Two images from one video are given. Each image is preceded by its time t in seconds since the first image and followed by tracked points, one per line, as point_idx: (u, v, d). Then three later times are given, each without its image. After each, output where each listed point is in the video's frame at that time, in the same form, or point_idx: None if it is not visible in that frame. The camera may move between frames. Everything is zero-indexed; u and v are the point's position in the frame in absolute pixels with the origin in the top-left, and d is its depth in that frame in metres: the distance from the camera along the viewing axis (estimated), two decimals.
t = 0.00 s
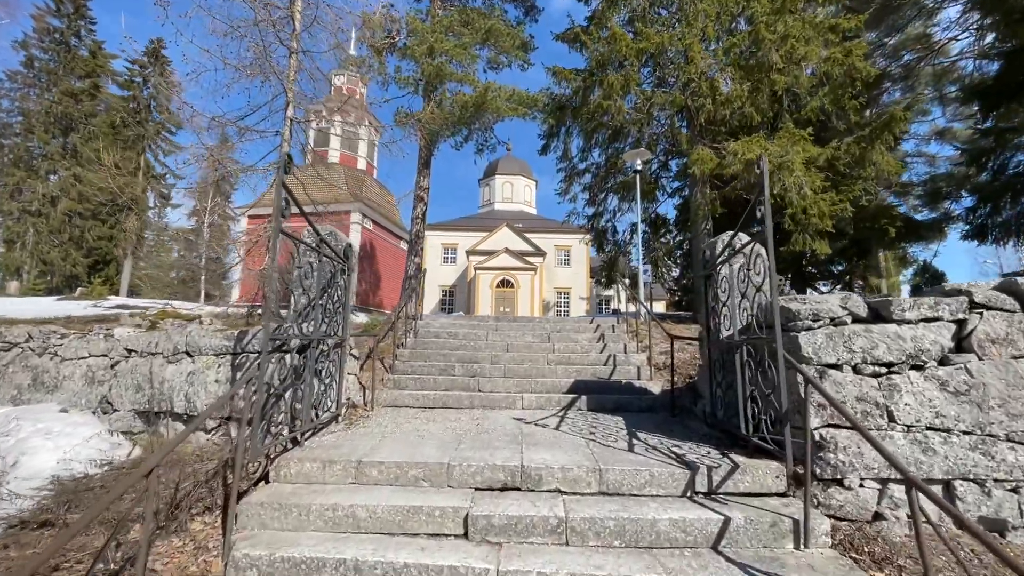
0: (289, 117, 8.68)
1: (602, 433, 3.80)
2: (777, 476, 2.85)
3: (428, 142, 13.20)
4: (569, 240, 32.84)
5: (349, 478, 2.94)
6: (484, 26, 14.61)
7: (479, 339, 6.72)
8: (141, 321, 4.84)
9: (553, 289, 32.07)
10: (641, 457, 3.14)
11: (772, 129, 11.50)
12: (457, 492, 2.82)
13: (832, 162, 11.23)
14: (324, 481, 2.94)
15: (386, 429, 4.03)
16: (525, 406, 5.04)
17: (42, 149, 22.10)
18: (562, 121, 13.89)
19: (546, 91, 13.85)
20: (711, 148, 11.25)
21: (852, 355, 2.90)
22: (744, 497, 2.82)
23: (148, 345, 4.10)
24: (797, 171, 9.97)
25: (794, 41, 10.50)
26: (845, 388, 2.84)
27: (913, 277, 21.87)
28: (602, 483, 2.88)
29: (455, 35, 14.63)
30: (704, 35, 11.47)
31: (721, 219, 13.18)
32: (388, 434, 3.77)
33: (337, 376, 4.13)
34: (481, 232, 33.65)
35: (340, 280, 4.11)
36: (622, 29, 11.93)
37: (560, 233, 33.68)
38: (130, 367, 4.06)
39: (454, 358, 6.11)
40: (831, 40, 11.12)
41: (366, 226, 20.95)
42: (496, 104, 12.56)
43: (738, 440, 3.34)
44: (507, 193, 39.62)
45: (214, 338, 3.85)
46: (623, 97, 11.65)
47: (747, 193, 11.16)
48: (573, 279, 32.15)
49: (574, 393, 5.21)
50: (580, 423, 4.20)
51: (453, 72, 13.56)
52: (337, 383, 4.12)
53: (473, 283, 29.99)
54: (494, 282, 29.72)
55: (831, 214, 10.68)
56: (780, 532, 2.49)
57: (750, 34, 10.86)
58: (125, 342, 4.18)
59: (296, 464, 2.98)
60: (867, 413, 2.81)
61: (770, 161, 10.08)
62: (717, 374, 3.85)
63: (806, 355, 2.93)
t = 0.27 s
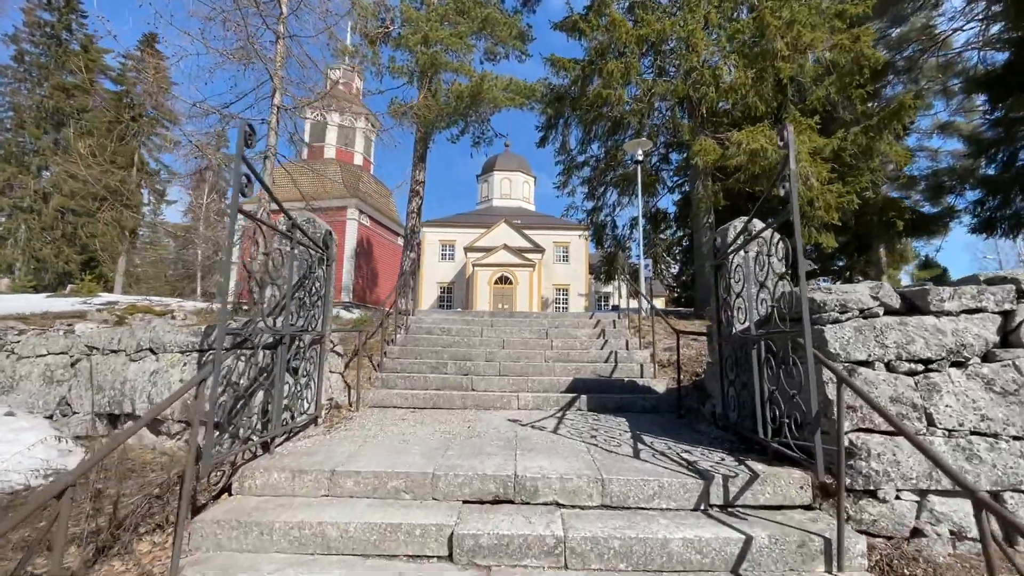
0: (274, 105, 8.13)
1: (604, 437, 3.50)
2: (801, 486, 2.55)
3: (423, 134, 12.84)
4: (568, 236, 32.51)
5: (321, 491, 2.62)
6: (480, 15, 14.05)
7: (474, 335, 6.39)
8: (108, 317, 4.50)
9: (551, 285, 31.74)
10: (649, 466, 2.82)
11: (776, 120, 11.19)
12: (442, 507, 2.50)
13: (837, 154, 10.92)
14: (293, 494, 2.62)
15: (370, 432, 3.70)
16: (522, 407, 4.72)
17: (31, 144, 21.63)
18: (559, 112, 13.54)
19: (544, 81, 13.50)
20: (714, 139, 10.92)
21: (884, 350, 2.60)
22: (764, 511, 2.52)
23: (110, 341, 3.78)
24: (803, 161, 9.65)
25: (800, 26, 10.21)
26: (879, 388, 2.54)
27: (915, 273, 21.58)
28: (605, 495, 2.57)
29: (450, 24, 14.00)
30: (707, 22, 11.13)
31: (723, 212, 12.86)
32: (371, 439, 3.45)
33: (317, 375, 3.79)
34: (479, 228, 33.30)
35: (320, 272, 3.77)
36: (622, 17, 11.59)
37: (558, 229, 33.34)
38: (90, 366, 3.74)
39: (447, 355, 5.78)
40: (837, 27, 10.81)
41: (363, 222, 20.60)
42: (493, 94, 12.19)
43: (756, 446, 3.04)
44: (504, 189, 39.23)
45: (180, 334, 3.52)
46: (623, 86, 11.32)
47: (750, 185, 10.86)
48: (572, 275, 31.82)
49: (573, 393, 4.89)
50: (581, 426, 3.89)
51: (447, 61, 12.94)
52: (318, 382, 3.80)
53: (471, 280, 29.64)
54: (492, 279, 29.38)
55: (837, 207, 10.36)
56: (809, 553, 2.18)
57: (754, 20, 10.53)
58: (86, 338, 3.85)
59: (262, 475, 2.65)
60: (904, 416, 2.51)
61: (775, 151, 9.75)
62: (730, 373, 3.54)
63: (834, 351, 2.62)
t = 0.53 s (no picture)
0: (261, 95, 7.76)
1: (605, 450, 3.18)
2: (830, 514, 2.23)
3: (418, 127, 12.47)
4: (567, 233, 32.14)
5: (281, 520, 2.30)
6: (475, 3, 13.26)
7: (468, 335, 6.05)
8: (69, 319, 4.19)
9: (550, 283, 31.39)
10: (656, 489, 2.49)
11: (780, 112, 10.84)
12: (419, 539, 2.18)
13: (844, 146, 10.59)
14: (250, 523, 2.30)
15: (348, 445, 3.36)
16: (516, 414, 4.40)
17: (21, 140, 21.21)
18: (558, 104, 13.17)
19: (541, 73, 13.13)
20: (717, 131, 10.58)
21: (925, 358, 2.28)
22: (787, 542, 2.20)
23: (63, 346, 3.45)
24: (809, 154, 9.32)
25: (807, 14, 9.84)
26: (921, 402, 2.22)
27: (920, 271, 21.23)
28: (606, 523, 2.25)
29: (445, 14, 13.29)
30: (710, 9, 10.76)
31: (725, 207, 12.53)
32: (348, 453, 3.13)
33: (291, 382, 3.46)
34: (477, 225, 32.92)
35: (293, 269, 3.43)
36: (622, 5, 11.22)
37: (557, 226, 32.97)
38: (41, 374, 3.44)
39: (437, 357, 5.45)
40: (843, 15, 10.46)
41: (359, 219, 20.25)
42: (489, 86, 11.71)
43: (775, 464, 2.71)
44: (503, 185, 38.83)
45: (136, 339, 3.19)
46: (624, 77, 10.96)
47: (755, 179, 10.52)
48: (571, 273, 31.47)
49: (571, 399, 4.57)
50: (579, 437, 3.57)
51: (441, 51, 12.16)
52: (291, 391, 3.46)
53: (468, 277, 29.30)
54: (490, 276, 29.04)
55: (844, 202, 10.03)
56: None
57: (759, 8, 10.16)
58: (38, 343, 3.54)
59: (215, 501, 2.32)
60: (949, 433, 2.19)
61: (780, 143, 9.41)
62: (743, 380, 3.21)
63: (868, 360, 2.30)
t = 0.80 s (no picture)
0: (250, 83, 7.46)
1: (611, 461, 2.91)
2: (869, 538, 1.97)
3: (414, 119, 12.14)
4: (566, 229, 31.84)
5: (248, 547, 2.03)
6: None
7: (464, 333, 5.76)
8: (34, 318, 3.91)
9: (548, 280, 31.11)
10: (670, 507, 2.22)
11: (785, 104, 10.60)
12: (403, 569, 1.92)
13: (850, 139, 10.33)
14: (210, 549, 2.03)
15: (330, 455, 3.08)
16: (514, 418, 4.14)
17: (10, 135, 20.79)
18: (557, 96, 12.84)
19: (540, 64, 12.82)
20: (721, 123, 10.30)
21: (977, 363, 2.02)
22: (822, 572, 1.94)
23: (19, 347, 3.17)
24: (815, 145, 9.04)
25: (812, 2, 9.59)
26: (975, 412, 1.94)
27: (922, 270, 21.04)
28: (615, 550, 1.98)
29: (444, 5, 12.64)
30: None
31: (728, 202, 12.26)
32: (329, 464, 2.86)
33: (269, 385, 3.16)
34: (475, 222, 32.62)
35: (270, 263, 3.14)
36: None
37: (556, 223, 32.64)
38: None
39: (432, 357, 5.18)
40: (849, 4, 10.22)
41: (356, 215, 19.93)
42: (487, 76, 11.32)
43: (803, 478, 2.46)
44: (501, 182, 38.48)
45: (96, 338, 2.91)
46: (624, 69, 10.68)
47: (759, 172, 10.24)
48: (570, 270, 31.19)
49: (573, 401, 4.31)
50: (582, 444, 3.30)
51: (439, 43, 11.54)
52: (269, 395, 3.18)
53: (467, 274, 29.03)
54: (489, 273, 28.77)
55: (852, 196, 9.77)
56: None
57: None
58: None
59: (172, 524, 2.05)
60: (1005, 448, 1.92)
61: (786, 135, 9.13)
62: (762, 384, 2.94)
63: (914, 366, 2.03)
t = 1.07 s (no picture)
0: (239, 70, 7.25)
1: (622, 471, 2.66)
2: (922, 565, 1.74)
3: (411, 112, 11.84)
4: (565, 226, 31.57)
5: None
6: None
7: (462, 331, 5.50)
8: None
9: (547, 277, 30.84)
10: (693, 526, 1.98)
11: (791, 96, 10.34)
12: None
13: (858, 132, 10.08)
14: None
15: (316, 464, 2.81)
16: (515, 421, 3.89)
17: None
18: (557, 88, 12.53)
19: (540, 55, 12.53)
20: (726, 115, 10.03)
21: None
22: None
23: None
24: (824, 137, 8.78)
25: None
26: None
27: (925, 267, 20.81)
28: None
29: None
30: None
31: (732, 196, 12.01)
32: (314, 474, 2.60)
33: (249, 388, 2.90)
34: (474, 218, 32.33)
35: (249, 254, 2.86)
36: None
37: (555, 219, 32.36)
38: None
39: (428, 355, 4.93)
40: None
41: (354, 211, 19.64)
42: (486, 67, 10.92)
43: (837, 491, 2.24)
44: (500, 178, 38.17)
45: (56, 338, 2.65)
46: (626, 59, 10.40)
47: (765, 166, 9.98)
48: (569, 266, 30.93)
49: (577, 403, 4.07)
50: (589, 450, 3.05)
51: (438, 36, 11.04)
52: (250, 398, 2.92)
53: (465, 271, 28.77)
54: (488, 270, 28.51)
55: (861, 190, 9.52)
56: None
57: None
58: None
59: (128, 549, 1.81)
60: None
61: (793, 127, 8.87)
62: (786, 386, 2.71)
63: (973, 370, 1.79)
